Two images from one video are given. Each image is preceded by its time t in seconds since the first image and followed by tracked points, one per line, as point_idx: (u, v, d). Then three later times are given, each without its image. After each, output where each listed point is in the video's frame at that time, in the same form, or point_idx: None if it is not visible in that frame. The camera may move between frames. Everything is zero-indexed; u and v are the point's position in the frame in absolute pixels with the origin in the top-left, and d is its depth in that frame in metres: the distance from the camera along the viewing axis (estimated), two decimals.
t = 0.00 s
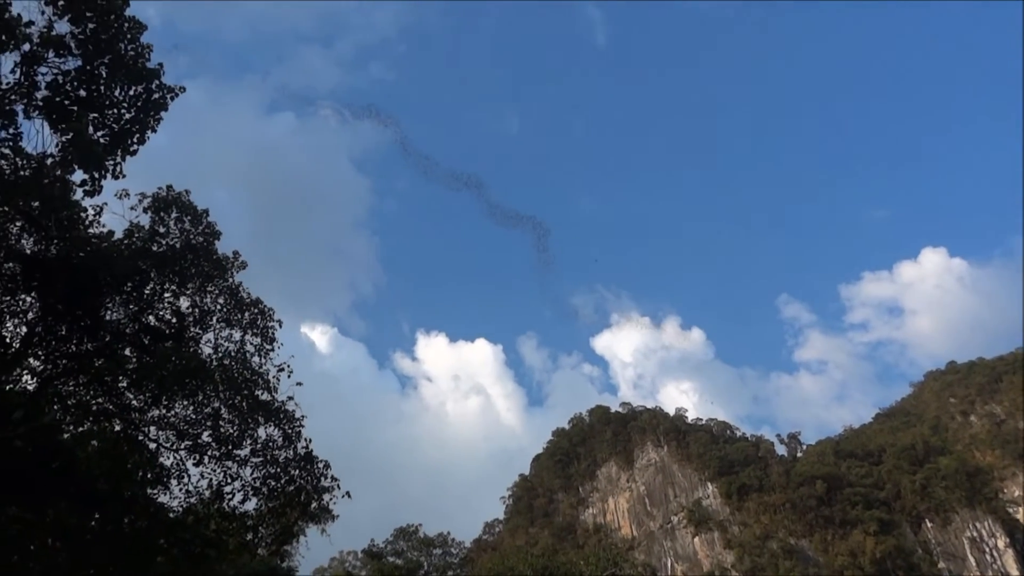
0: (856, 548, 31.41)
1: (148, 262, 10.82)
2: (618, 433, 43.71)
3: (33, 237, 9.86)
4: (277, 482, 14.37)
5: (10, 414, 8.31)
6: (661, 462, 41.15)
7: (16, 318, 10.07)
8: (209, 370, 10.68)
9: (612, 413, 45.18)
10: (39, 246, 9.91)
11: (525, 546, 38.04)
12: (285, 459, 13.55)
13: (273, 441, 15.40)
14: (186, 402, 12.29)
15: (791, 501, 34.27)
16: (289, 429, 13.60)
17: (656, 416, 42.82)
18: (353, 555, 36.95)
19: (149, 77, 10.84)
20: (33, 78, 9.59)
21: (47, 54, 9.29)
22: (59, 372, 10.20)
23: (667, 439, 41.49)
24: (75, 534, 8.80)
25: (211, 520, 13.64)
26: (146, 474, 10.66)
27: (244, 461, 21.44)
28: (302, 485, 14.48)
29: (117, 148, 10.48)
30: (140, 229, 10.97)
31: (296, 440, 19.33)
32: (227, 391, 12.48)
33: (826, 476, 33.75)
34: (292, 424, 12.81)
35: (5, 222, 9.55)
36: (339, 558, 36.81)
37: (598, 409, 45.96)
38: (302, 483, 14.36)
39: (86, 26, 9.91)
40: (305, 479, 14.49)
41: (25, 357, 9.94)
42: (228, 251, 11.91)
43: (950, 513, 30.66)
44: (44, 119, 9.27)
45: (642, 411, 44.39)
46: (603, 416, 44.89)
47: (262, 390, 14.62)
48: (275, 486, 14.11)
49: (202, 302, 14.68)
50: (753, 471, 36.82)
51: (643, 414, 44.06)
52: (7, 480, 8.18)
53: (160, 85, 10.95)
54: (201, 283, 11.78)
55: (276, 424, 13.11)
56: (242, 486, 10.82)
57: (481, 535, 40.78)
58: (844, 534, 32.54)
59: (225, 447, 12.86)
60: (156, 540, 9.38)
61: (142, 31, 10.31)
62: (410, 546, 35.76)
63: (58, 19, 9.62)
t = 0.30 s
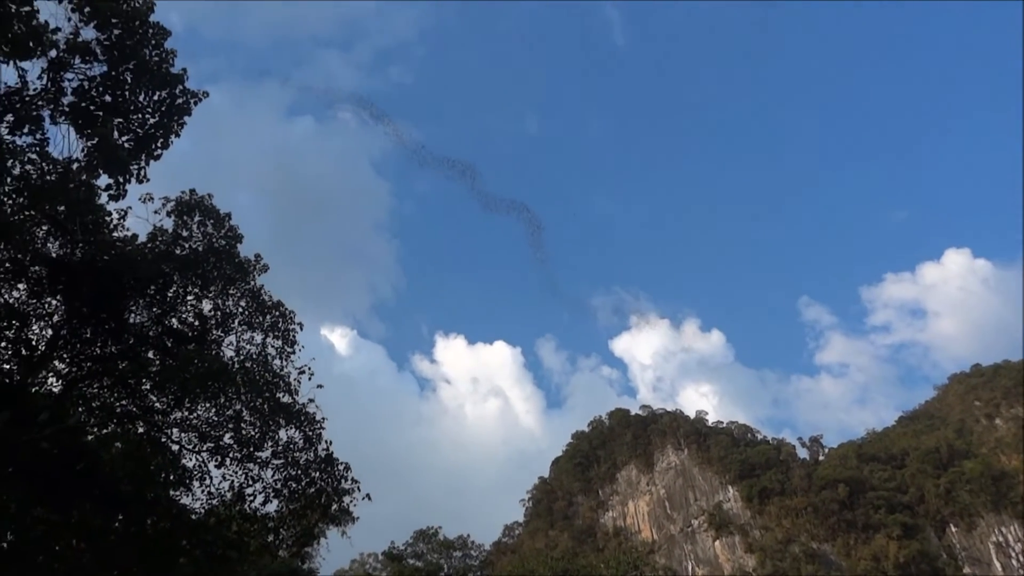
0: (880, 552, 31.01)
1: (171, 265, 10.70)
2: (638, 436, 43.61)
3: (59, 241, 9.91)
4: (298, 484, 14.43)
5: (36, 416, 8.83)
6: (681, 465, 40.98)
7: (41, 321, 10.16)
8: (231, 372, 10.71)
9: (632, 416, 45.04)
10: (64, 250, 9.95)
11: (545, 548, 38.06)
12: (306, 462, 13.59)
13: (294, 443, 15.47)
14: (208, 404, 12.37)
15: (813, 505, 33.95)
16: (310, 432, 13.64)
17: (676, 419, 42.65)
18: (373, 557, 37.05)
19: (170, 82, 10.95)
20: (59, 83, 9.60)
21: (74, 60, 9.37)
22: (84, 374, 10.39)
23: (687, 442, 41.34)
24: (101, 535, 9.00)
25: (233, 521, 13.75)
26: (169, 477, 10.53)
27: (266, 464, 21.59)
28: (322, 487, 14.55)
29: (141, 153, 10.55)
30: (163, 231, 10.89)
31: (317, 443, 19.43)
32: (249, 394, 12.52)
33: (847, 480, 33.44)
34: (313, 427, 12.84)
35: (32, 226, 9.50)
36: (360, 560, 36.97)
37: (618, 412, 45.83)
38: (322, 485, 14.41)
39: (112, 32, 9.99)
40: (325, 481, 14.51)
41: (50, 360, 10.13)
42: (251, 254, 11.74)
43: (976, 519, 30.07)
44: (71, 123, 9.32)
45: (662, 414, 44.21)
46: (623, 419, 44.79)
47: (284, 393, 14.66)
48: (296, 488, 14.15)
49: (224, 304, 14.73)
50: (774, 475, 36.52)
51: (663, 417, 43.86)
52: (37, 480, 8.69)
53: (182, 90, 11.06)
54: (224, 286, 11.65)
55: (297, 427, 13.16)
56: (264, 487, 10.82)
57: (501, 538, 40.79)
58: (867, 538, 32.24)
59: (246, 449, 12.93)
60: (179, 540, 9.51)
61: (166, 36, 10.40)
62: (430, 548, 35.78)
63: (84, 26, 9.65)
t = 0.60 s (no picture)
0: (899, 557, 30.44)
1: (190, 270, 10.75)
2: (654, 439, 43.45)
3: (79, 245, 9.85)
4: (316, 487, 14.38)
5: (58, 417, 8.50)
6: (698, 469, 40.80)
7: (62, 324, 10.07)
8: (248, 375, 10.83)
9: (649, 419, 44.88)
10: (85, 254, 9.88)
11: (562, 552, 38.07)
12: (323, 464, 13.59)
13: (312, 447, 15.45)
14: (226, 407, 12.45)
15: (832, 510, 33.51)
16: (327, 434, 13.63)
17: (693, 422, 42.44)
18: (390, 560, 37.16)
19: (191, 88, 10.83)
20: (79, 89, 9.66)
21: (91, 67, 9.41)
22: (104, 377, 10.36)
23: (705, 445, 41.14)
24: (121, 536, 9.03)
25: (251, 523, 13.79)
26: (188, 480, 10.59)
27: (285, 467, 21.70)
28: (339, 490, 14.51)
29: (160, 157, 10.44)
30: (182, 236, 10.93)
31: (334, 446, 19.48)
32: (266, 396, 12.59)
33: (866, 483, 32.65)
34: (330, 429, 12.85)
35: (53, 230, 9.52)
36: (377, 563, 37.10)
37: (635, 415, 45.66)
38: (340, 488, 14.43)
39: (131, 39, 9.90)
40: (342, 483, 14.43)
41: (70, 363, 10.07)
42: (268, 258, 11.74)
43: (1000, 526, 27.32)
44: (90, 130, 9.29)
45: (679, 416, 43.99)
46: (639, 422, 44.65)
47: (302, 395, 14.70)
48: (313, 491, 14.20)
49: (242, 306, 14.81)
50: (792, 479, 36.13)
51: (680, 419, 43.65)
52: (55, 486, 8.44)
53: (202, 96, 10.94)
54: (242, 290, 11.60)
55: (314, 429, 13.19)
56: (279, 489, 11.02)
57: (518, 541, 40.84)
58: (887, 543, 30.96)
59: (264, 451, 12.99)
60: (197, 542, 9.69)
61: (184, 41, 10.33)
62: (446, 552, 35.80)
63: (103, 32, 9.70)
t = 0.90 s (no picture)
0: (918, 564, 30.10)
1: (206, 273, 10.34)
2: (670, 444, 43.31)
3: (98, 250, 9.61)
4: (332, 491, 14.31)
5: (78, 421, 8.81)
6: (714, 474, 40.59)
7: (80, 328, 9.90)
8: (265, 380, 10.58)
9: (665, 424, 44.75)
10: (103, 258, 9.64)
11: (577, 558, 37.99)
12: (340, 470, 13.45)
13: (327, 451, 15.41)
14: (243, 411, 12.28)
15: (849, 515, 33.17)
16: (343, 439, 13.50)
17: (709, 427, 42.29)
18: (405, 564, 37.17)
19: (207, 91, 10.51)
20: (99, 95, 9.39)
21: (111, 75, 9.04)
22: (122, 381, 10.26)
23: (720, 450, 40.96)
24: (138, 539, 8.76)
25: (266, 528, 13.70)
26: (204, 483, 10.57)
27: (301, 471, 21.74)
28: (355, 494, 14.45)
29: (177, 163, 10.19)
30: (199, 239, 10.58)
31: (350, 451, 19.51)
32: (282, 401, 12.43)
33: (885, 490, 31.75)
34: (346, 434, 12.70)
35: (72, 234, 9.29)
36: (392, 567, 37.14)
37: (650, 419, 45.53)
38: (355, 493, 14.38)
39: (149, 45, 9.58)
40: (358, 488, 14.37)
41: (89, 367, 9.98)
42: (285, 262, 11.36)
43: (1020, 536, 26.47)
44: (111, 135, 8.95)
45: (695, 421, 43.84)
46: (655, 427, 44.53)
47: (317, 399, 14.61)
48: (328, 495, 14.13)
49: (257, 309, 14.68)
50: (809, 484, 35.91)
51: (696, 424, 43.50)
52: (78, 487, 8.65)
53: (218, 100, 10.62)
54: (258, 294, 11.26)
55: (330, 434, 13.04)
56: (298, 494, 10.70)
57: (533, 546, 40.80)
58: (905, 550, 30.72)
59: (280, 455, 12.81)
60: (216, 547, 9.25)
61: (203, 47, 9.98)
62: (461, 556, 35.74)
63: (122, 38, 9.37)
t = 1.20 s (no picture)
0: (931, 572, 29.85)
1: (220, 278, 10.26)
2: (682, 450, 43.20)
3: (113, 254, 9.62)
4: (343, 495, 14.30)
5: (90, 425, 8.66)
6: (726, 480, 40.48)
7: (95, 332, 9.90)
8: (277, 384, 10.61)
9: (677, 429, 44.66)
10: (118, 263, 9.65)
11: (588, 563, 37.95)
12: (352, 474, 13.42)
13: (338, 455, 15.41)
14: (255, 415, 12.21)
15: (862, 522, 32.93)
16: (355, 443, 13.47)
17: (721, 433, 42.20)
18: (417, 567, 37.23)
19: (223, 97, 10.41)
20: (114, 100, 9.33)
21: (126, 80, 9.03)
22: (136, 385, 10.16)
23: (733, 456, 40.86)
24: (151, 542, 8.82)
25: (277, 531, 13.68)
26: (217, 485, 10.56)
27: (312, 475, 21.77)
28: (366, 498, 14.45)
29: (191, 168, 10.08)
30: (213, 243, 10.49)
31: (360, 455, 19.54)
32: (295, 405, 12.40)
33: (898, 496, 31.71)
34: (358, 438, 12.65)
35: (86, 238, 9.38)
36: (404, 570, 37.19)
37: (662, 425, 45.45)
38: (367, 496, 14.35)
39: (164, 51, 9.52)
40: (369, 491, 14.36)
41: (102, 371, 10.00)
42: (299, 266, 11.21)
43: None
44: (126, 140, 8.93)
45: (707, 427, 43.72)
46: (667, 432, 44.46)
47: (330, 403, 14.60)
48: (340, 499, 14.12)
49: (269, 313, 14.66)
50: (822, 490, 35.74)
51: (708, 430, 43.42)
52: (90, 490, 8.63)
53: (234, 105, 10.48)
54: (272, 299, 11.18)
55: (342, 438, 12.99)
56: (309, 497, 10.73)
57: (544, 551, 40.80)
58: (919, 557, 30.42)
59: (291, 459, 12.74)
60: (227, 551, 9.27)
61: (218, 53, 9.90)
62: (472, 561, 35.74)
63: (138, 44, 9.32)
